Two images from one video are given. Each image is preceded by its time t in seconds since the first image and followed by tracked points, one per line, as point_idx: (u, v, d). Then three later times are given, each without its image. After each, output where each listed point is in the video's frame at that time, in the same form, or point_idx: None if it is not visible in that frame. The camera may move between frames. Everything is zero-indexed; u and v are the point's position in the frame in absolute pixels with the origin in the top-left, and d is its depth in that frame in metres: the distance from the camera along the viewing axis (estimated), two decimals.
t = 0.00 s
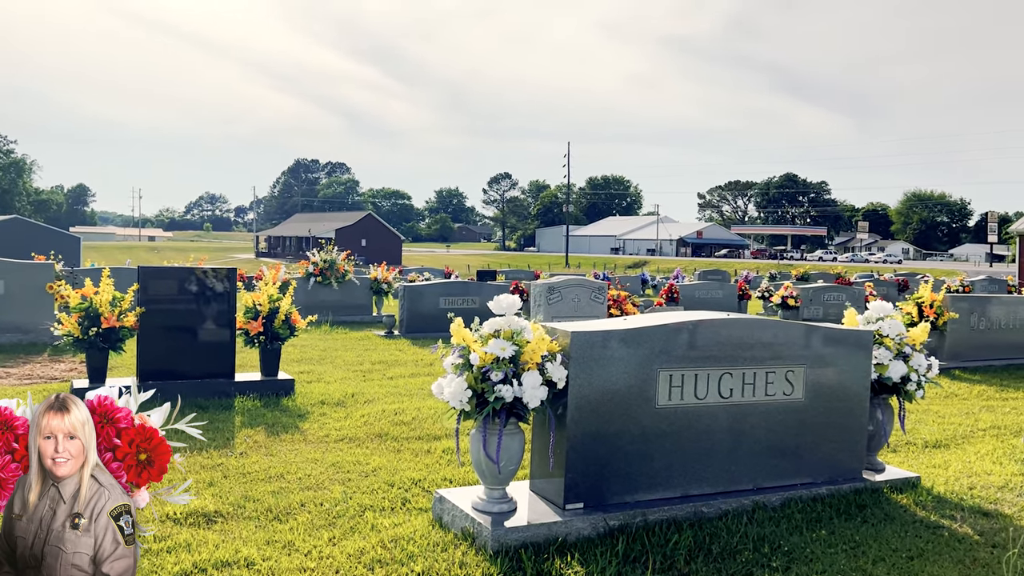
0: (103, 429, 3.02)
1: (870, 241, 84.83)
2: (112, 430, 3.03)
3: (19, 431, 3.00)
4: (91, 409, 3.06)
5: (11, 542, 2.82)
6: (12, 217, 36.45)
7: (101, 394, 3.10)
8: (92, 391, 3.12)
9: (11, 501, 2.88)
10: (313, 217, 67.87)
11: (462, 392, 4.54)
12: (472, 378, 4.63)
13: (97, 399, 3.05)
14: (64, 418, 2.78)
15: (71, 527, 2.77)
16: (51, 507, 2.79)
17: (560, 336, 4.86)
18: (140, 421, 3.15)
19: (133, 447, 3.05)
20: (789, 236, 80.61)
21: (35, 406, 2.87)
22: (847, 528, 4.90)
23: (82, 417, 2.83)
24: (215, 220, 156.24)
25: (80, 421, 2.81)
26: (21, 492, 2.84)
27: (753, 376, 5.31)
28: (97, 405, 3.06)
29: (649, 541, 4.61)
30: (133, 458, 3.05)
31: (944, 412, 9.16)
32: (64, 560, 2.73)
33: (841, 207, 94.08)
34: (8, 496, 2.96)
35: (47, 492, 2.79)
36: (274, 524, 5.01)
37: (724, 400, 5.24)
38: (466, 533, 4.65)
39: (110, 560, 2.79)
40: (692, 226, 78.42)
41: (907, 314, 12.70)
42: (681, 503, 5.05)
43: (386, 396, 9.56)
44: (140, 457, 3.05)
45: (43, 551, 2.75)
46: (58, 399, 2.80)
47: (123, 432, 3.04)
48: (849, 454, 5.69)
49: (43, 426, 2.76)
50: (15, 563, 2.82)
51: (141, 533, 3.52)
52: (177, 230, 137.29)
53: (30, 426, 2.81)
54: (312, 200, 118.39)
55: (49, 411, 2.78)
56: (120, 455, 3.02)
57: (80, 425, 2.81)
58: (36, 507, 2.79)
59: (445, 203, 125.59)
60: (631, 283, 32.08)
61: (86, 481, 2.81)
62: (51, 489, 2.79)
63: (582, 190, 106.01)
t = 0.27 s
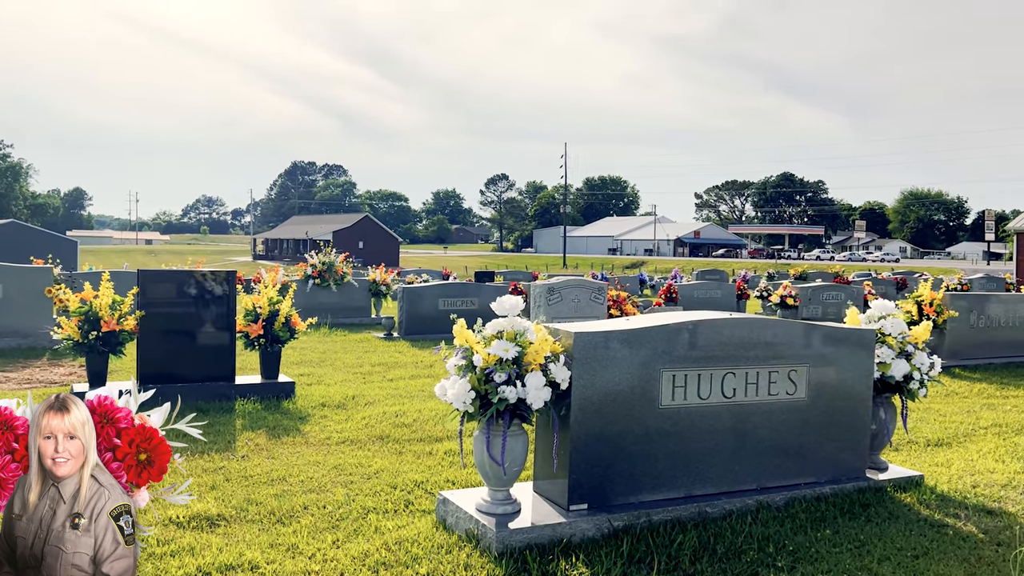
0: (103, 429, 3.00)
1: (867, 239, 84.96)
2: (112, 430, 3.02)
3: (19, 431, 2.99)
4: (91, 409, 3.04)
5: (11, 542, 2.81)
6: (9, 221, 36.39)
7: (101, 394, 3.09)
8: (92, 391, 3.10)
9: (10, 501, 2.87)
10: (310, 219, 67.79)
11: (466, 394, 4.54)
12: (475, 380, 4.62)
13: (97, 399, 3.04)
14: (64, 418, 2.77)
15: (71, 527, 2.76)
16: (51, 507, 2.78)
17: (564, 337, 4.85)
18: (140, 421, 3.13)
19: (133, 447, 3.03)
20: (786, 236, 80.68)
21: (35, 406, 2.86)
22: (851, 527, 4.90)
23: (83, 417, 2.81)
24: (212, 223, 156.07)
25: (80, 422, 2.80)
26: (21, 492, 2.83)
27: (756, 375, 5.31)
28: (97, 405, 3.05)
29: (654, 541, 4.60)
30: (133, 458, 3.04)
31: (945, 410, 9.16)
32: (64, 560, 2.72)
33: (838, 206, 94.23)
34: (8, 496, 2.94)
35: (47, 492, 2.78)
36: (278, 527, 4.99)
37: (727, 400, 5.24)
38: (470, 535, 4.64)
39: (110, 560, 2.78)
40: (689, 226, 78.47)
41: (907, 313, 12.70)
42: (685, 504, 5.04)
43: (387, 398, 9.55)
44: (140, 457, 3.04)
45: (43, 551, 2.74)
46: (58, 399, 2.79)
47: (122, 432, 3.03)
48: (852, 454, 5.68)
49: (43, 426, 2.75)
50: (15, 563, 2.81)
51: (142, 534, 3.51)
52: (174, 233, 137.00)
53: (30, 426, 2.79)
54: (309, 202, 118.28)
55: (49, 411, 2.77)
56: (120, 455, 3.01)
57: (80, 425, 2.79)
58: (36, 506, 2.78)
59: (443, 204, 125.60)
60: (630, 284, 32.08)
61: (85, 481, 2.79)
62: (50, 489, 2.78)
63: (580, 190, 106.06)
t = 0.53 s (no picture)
0: (103, 429, 2.99)
1: (866, 237, 84.99)
2: (112, 430, 3.01)
3: (19, 431, 2.98)
4: (91, 409, 3.03)
5: (12, 542, 2.81)
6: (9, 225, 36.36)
7: (101, 394, 3.08)
8: (92, 392, 3.09)
9: (10, 501, 2.87)
10: (309, 220, 67.77)
11: (472, 393, 4.55)
12: (481, 380, 4.61)
13: (97, 400, 3.03)
14: (64, 418, 2.77)
15: (71, 527, 2.75)
16: (51, 507, 2.77)
17: (569, 337, 4.84)
18: (140, 421, 3.12)
19: (133, 447, 3.03)
20: (785, 234, 80.71)
21: (35, 406, 2.86)
22: (858, 525, 4.90)
23: (82, 417, 2.81)
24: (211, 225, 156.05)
25: (80, 422, 2.80)
26: (20, 492, 2.83)
27: (761, 374, 5.31)
28: (97, 405, 3.04)
29: (661, 540, 4.60)
30: (133, 458, 3.03)
31: (949, 407, 9.17)
32: (64, 560, 2.72)
33: (837, 204, 94.27)
34: (8, 496, 2.93)
35: (47, 492, 2.78)
36: (284, 529, 4.99)
37: (733, 398, 5.23)
38: (477, 535, 4.64)
39: (110, 560, 2.78)
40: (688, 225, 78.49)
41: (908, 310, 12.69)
42: (691, 503, 5.04)
43: (390, 399, 9.54)
44: (140, 457, 3.03)
45: (43, 551, 2.74)
46: (58, 399, 2.79)
47: (122, 432, 3.02)
48: (858, 451, 5.68)
49: (43, 426, 2.74)
50: (15, 563, 2.80)
51: (142, 533, 3.51)
52: (173, 236, 136.92)
53: (30, 427, 2.79)
54: (308, 203, 118.28)
55: (49, 411, 2.77)
56: (120, 455, 3.00)
57: (80, 425, 2.79)
58: (36, 506, 2.78)
59: (441, 205, 125.62)
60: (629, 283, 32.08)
61: (86, 482, 2.79)
62: (50, 489, 2.78)
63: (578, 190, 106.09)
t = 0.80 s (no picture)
0: (103, 429, 2.99)
1: (868, 233, 84.88)
2: (112, 430, 3.00)
3: (19, 431, 2.98)
4: (91, 409, 3.03)
5: (12, 542, 2.80)
6: (12, 228, 36.41)
7: (101, 394, 3.08)
8: (92, 392, 3.09)
9: (10, 501, 2.86)
10: (310, 221, 67.78)
11: (481, 392, 4.53)
12: (490, 378, 4.60)
13: (97, 399, 3.02)
14: (64, 418, 2.76)
15: (71, 527, 2.75)
16: (51, 507, 2.77)
17: (577, 334, 4.83)
18: (140, 421, 3.11)
19: (133, 447, 3.02)
20: (787, 231, 80.62)
21: (36, 406, 2.86)
22: (869, 521, 4.88)
23: (82, 417, 2.80)
24: (213, 227, 156.18)
25: (80, 422, 2.79)
26: (21, 492, 2.82)
27: (770, 370, 5.29)
28: (97, 405, 3.03)
29: (671, 538, 4.59)
30: (133, 458, 3.02)
31: (956, 402, 9.15)
32: (64, 560, 2.71)
33: (838, 200, 94.17)
34: (8, 496, 2.93)
35: (47, 492, 2.77)
36: (293, 528, 4.98)
37: (742, 394, 5.22)
38: (486, 534, 4.62)
39: (110, 560, 2.77)
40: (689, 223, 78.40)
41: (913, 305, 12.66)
42: (701, 500, 5.03)
43: (395, 398, 9.54)
44: (140, 457, 3.02)
45: (43, 551, 2.73)
46: (58, 399, 2.79)
47: (123, 432, 3.01)
48: (866, 447, 5.67)
49: (43, 426, 2.74)
50: (15, 563, 2.80)
51: (141, 534, 3.50)
52: (175, 238, 137.01)
53: (30, 427, 2.78)
54: (309, 204, 118.30)
55: (49, 411, 2.77)
56: (120, 455, 2.99)
57: (80, 425, 2.78)
58: (36, 507, 2.77)
59: (443, 204, 125.66)
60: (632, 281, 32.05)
61: (86, 481, 2.78)
62: (51, 489, 2.77)
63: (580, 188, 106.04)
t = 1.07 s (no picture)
0: (103, 429, 2.98)
1: (872, 228, 84.64)
2: (112, 430, 2.99)
3: (19, 431, 2.97)
4: (91, 409, 3.02)
5: (12, 542, 2.80)
6: (17, 229, 36.49)
7: (101, 394, 3.07)
8: (92, 392, 3.08)
9: (11, 501, 2.85)
10: (314, 220, 67.84)
11: (491, 389, 4.51)
12: (500, 375, 4.59)
13: (96, 400, 3.02)
14: (64, 418, 2.76)
15: (71, 527, 2.74)
16: (51, 507, 2.76)
17: (586, 331, 4.81)
18: (140, 421, 3.11)
19: (133, 448, 3.01)
20: (791, 227, 80.42)
21: (36, 406, 2.86)
22: (881, 516, 4.86)
23: (83, 417, 2.80)
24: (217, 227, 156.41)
25: (80, 422, 2.79)
26: (20, 492, 2.82)
27: (780, 365, 5.27)
28: (97, 405, 3.02)
29: (683, 534, 4.57)
30: (133, 458, 3.02)
31: (966, 397, 9.11)
32: (63, 560, 2.70)
33: (843, 195, 93.95)
34: (8, 496, 2.92)
35: (46, 492, 2.77)
36: (304, 527, 4.98)
37: (752, 390, 5.20)
38: (497, 531, 4.62)
39: (110, 560, 2.76)
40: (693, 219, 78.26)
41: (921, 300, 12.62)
42: (712, 496, 5.01)
43: (403, 397, 9.53)
44: (140, 457, 3.02)
45: (43, 551, 2.72)
46: (58, 399, 2.78)
47: (122, 432, 3.00)
48: (877, 442, 5.64)
49: (43, 426, 2.73)
50: (15, 563, 2.79)
51: (141, 534, 3.49)
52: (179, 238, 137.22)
53: (29, 427, 2.78)
54: (313, 204, 118.36)
55: (49, 411, 2.76)
56: (120, 455, 2.99)
57: (80, 425, 2.78)
58: (36, 506, 2.77)
59: (446, 203, 125.64)
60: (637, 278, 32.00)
61: (86, 481, 2.78)
62: (50, 489, 2.77)
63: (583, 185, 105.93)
